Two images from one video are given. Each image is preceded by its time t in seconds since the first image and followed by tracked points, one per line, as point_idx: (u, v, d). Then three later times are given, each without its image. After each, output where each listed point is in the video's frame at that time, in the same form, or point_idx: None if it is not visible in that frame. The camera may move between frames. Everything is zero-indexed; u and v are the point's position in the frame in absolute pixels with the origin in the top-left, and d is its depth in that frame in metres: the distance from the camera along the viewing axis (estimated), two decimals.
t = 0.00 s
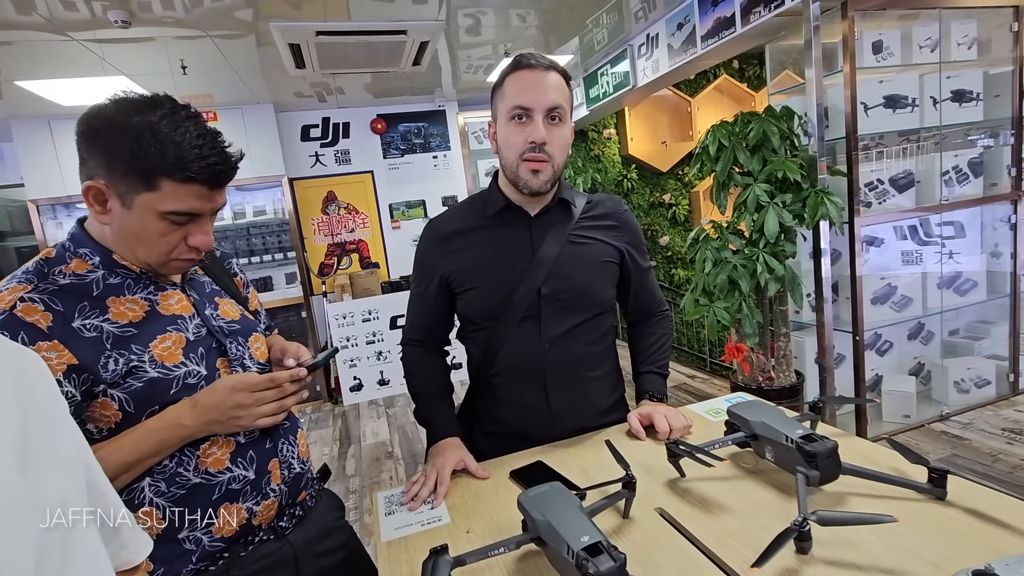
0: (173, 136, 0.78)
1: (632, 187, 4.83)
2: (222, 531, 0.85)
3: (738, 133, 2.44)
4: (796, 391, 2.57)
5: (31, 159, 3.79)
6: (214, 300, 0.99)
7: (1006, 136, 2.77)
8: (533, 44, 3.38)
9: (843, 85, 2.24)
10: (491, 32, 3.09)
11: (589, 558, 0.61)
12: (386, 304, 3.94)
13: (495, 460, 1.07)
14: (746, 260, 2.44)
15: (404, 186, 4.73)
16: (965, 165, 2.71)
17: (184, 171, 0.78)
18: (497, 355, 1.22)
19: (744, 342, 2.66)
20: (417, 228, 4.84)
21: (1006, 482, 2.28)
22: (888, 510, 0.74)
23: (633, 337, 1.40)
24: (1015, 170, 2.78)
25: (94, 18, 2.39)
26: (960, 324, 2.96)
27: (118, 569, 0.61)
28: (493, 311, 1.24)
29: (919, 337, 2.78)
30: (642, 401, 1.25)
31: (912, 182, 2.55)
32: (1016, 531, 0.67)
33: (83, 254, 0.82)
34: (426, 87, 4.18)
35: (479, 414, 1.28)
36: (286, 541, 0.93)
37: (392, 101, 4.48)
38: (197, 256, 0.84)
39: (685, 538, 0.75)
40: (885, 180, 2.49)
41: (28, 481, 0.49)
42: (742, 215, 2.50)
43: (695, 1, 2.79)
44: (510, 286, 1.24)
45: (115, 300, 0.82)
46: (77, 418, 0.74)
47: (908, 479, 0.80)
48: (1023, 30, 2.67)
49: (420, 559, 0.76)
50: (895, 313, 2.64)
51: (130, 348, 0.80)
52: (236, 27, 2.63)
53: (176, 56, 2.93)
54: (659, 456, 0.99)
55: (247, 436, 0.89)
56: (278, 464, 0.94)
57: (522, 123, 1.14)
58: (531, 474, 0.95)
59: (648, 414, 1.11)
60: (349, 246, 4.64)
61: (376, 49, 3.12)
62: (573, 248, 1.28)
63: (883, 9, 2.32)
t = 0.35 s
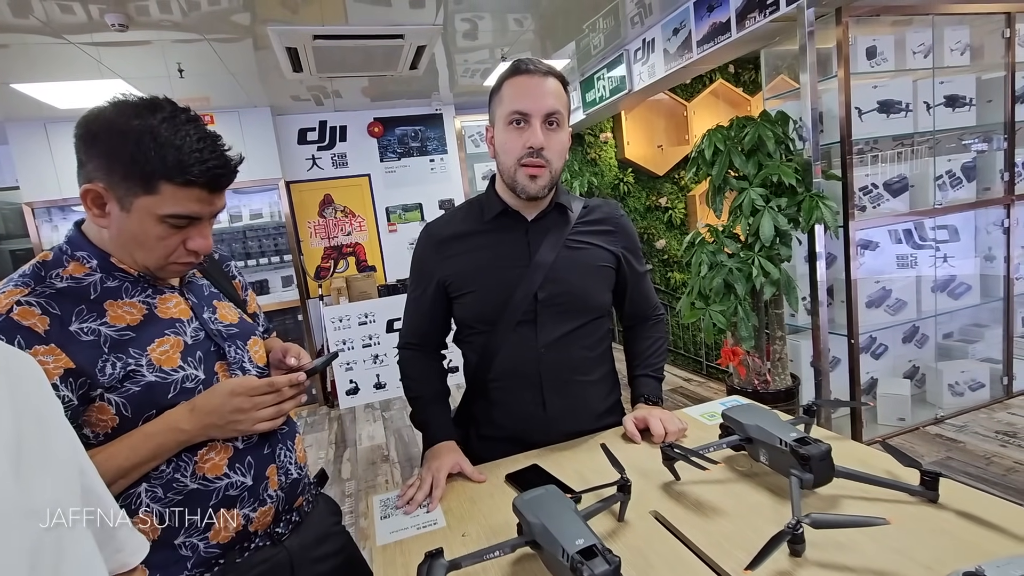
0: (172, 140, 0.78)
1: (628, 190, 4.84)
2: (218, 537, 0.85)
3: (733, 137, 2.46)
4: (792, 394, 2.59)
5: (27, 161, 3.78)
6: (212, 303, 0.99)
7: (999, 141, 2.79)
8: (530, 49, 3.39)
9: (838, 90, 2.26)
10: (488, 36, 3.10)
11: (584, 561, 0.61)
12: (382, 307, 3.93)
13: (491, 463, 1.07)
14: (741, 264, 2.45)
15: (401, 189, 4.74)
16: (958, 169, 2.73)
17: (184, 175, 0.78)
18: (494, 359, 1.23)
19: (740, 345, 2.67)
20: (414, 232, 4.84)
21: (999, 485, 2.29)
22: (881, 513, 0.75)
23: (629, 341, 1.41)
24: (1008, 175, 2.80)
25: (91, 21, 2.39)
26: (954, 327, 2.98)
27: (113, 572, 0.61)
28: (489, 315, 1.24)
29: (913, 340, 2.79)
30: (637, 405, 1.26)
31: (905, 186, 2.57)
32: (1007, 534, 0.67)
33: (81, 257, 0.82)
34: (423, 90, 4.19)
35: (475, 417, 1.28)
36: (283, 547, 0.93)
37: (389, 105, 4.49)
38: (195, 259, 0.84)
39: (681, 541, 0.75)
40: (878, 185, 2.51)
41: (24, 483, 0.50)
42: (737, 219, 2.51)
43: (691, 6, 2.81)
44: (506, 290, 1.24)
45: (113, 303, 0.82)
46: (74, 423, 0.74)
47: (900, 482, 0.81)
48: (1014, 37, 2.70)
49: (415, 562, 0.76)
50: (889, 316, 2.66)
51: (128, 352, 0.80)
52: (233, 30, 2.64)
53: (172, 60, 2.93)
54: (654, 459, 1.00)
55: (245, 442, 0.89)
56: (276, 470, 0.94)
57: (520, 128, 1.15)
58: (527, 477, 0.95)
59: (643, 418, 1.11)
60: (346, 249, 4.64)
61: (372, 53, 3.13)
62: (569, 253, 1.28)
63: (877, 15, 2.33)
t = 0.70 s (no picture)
0: (171, 144, 0.78)
1: (626, 194, 4.85)
2: (216, 544, 0.85)
3: (731, 142, 2.48)
4: (789, 398, 2.59)
5: (25, 163, 3.77)
6: (213, 306, 0.99)
7: (994, 146, 2.82)
8: (529, 53, 3.40)
9: (835, 95, 2.27)
10: (487, 40, 3.11)
11: (584, 565, 0.62)
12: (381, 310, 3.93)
13: (490, 467, 1.07)
14: (739, 268, 2.46)
15: (399, 192, 4.74)
16: (954, 175, 2.74)
17: (182, 179, 0.78)
18: (493, 363, 1.23)
19: (738, 349, 2.68)
20: (412, 234, 4.84)
21: (996, 489, 2.30)
22: (878, 517, 0.75)
23: (628, 345, 1.41)
24: (1003, 180, 2.82)
25: (90, 24, 2.39)
26: (951, 331, 2.99)
27: None
28: (488, 319, 1.24)
29: (910, 344, 2.81)
30: (636, 408, 1.26)
31: (902, 191, 2.59)
32: (1004, 538, 0.68)
33: (81, 260, 0.82)
34: (422, 94, 4.20)
35: (474, 421, 1.29)
36: (281, 553, 0.93)
37: (388, 108, 4.50)
38: (195, 263, 0.84)
39: (679, 545, 0.75)
40: (875, 190, 2.52)
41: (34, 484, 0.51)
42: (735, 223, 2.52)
43: (689, 11, 2.82)
44: (506, 294, 1.24)
45: (112, 307, 0.82)
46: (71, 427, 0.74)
47: (898, 486, 0.81)
48: (1009, 43, 2.72)
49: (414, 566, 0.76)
50: (886, 320, 2.67)
51: (127, 356, 0.80)
52: (232, 33, 2.64)
53: (172, 62, 2.93)
54: (653, 463, 1.00)
55: (244, 448, 0.89)
56: (275, 476, 0.94)
57: (520, 133, 1.15)
58: (526, 481, 0.95)
59: (642, 421, 1.12)
60: (344, 251, 4.63)
61: (372, 56, 3.14)
62: (569, 258, 1.28)
63: (873, 21, 2.34)
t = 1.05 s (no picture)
0: (165, 144, 0.77)
1: (622, 194, 4.85)
2: (212, 545, 0.85)
3: (727, 143, 2.48)
4: (784, 398, 2.60)
5: (18, 162, 3.75)
6: (209, 307, 0.99)
7: (987, 148, 2.84)
8: (525, 53, 3.41)
9: (829, 97, 2.29)
10: (483, 41, 3.11)
11: (579, 564, 0.62)
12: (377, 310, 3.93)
13: (486, 467, 1.07)
14: (735, 268, 2.47)
15: (395, 192, 4.74)
16: (948, 176, 2.76)
17: (176, 180, 0.77)
18: (489, 363, 1.23)
19: (734, 349, 2.69)
20: (409, 235, 4.84)
21: (989, 488, 2.32)
22: (872, 515, 0.76)
23: (624, 345, 1.42)
24: (996, 182, 2.85)
25: (85, 23, 2.38)
26: (945, 332, 3.01)
27: None
28: (485, 319, 1.25)
29: (904, 344, 2.82)
30: (632, 408, 1.26)
31: (896, 192, 2.61)
32: (995, 536, 0.68)
33: (76, 261, 0.82)
34: (418, 94, 4.20)
35: (470, 421, 1.29)
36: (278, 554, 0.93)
37: (384, 108, 4.49)
38: (190, 263, 0.85)
39: (674, 544, 0.76)
40: (870, 191, 2.54)
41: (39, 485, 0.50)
42: (730, 224, 2.53)
43: (685, 12, 2.83)
44: (502, 294, 1.25)
45: (107, 308, 0.82)
46: (66, 429, 0.74)
47: (891, 485, 0.82)
48: (1002, 46, 2.75)
49: (409, 565, 0.76)
50: (880, 321, 2.69)
51: (121, 358, 0.80)
52: (228, 33, 2.64)
53: (167, 61, 2.92)
54: (648, 462, 1.00)
55: (240, 449, 0.89)
56: (271, 477, 0.94)
57: (517, 134, 1.15)
58: (522, 481, 0.95)
59: (638, 421, 1.12)
60: (340, 251, 4.63)
61: (368, 57, 3.14)
62: (565, 258, 1.29)
63: (868, 24, 2.35)
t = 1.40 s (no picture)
0: (145, 135, 0.76)
1: (615, 192, 4.85)
2: (194, 546, 0.83)
3: (719, 141, 2.49)
4: (774, 395, 2.61)
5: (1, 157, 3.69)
6: (192, 302, 0.97)
7: (976, 147, 2.86)
8: (518, 50, 3.39)
9: (820, 95, 2.26)
10: (475, 37, 3.09)
11: (566, 565, 0.61)
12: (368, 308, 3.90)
13: (474, 466, 1.06)
14: (726, 266, 2.47)
15: (387, 189, 4.71)
16: (937, 175, 2.78)
17: (156, 172, 0.76)
18: (478, 361, 1.22)
19: (725, 347, 2.70)
20: (400, 232, 4.81)
21: (976, 485, 2.34)
22: (861, 514, 0.76)
23: (614, 343, 1.41)
24: (984, 181, 2.88)
25: (69, 14, 2.33)
26: (933, 330, 3.03)
27: None
28: (473, 316, 1.23)
29: (893, 342, 2.84)
30: (622, 406, 1.25)
31: (886, 191, 2.62)
32: (983, 535, 0.68)
33: (52, 255, 0.80)
34: (410, 90, 4.17)
35: (459, 419, 1.27)
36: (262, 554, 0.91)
37: (375, 103, 4.46)
38: (171, 259, 0.82)
39: (662, 543, 0.75)
40: (860, 189, 2.55)
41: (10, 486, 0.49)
42: (722, 222, 2.54)
43: (677, 10, 2.82)
44: (491, 291, 1.23)
45: (84, 304, 0.80)
46: (40, 427, 0.72)
47: (880, 483, 0.82)
48: (991, 46, 2.77)
49: (394, 566, 0.75)
50: (870, 318, 2.70)
51: (99, 355, 0.78)
52: (216, 26, 2.60)
53: (154, 54, 2.88)
54: (638, 461, 0.99)
55: (222, 448, 0.88)
56: (255, 476, 0.92)
57: (505, 129, 1.14)
58: (510, 480, 0.94)
59: (628, 419, 1.11)
60: (331, 248, 4.59)
61: (359, 51, 3.11)
62: (555, 254, 1.28)
63: (859, 22, 2.36)
